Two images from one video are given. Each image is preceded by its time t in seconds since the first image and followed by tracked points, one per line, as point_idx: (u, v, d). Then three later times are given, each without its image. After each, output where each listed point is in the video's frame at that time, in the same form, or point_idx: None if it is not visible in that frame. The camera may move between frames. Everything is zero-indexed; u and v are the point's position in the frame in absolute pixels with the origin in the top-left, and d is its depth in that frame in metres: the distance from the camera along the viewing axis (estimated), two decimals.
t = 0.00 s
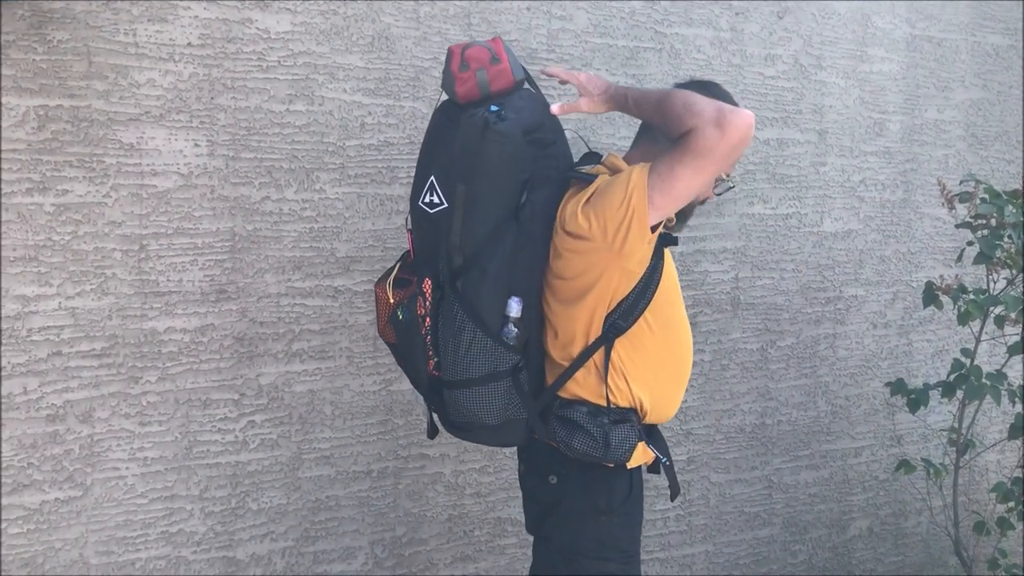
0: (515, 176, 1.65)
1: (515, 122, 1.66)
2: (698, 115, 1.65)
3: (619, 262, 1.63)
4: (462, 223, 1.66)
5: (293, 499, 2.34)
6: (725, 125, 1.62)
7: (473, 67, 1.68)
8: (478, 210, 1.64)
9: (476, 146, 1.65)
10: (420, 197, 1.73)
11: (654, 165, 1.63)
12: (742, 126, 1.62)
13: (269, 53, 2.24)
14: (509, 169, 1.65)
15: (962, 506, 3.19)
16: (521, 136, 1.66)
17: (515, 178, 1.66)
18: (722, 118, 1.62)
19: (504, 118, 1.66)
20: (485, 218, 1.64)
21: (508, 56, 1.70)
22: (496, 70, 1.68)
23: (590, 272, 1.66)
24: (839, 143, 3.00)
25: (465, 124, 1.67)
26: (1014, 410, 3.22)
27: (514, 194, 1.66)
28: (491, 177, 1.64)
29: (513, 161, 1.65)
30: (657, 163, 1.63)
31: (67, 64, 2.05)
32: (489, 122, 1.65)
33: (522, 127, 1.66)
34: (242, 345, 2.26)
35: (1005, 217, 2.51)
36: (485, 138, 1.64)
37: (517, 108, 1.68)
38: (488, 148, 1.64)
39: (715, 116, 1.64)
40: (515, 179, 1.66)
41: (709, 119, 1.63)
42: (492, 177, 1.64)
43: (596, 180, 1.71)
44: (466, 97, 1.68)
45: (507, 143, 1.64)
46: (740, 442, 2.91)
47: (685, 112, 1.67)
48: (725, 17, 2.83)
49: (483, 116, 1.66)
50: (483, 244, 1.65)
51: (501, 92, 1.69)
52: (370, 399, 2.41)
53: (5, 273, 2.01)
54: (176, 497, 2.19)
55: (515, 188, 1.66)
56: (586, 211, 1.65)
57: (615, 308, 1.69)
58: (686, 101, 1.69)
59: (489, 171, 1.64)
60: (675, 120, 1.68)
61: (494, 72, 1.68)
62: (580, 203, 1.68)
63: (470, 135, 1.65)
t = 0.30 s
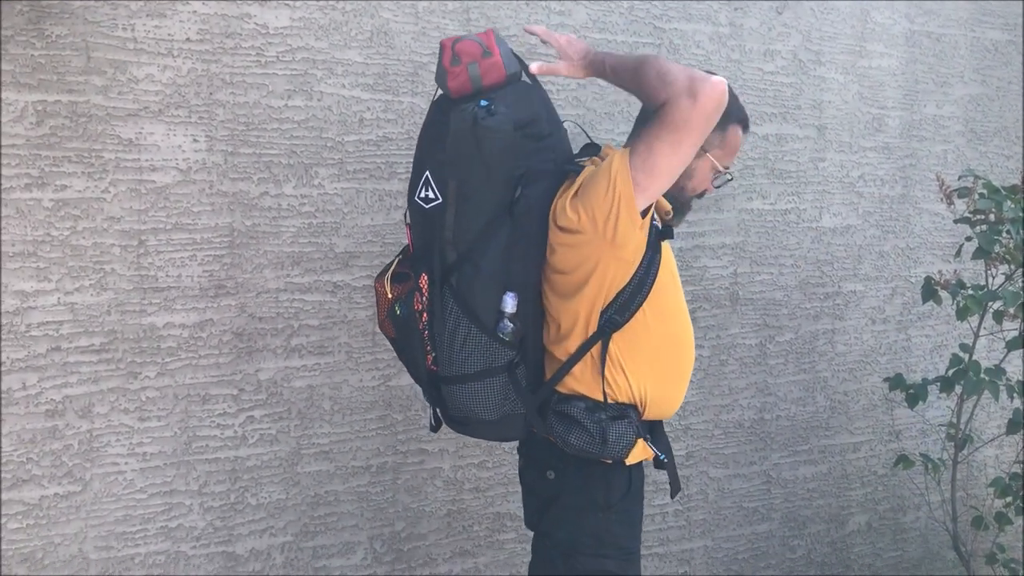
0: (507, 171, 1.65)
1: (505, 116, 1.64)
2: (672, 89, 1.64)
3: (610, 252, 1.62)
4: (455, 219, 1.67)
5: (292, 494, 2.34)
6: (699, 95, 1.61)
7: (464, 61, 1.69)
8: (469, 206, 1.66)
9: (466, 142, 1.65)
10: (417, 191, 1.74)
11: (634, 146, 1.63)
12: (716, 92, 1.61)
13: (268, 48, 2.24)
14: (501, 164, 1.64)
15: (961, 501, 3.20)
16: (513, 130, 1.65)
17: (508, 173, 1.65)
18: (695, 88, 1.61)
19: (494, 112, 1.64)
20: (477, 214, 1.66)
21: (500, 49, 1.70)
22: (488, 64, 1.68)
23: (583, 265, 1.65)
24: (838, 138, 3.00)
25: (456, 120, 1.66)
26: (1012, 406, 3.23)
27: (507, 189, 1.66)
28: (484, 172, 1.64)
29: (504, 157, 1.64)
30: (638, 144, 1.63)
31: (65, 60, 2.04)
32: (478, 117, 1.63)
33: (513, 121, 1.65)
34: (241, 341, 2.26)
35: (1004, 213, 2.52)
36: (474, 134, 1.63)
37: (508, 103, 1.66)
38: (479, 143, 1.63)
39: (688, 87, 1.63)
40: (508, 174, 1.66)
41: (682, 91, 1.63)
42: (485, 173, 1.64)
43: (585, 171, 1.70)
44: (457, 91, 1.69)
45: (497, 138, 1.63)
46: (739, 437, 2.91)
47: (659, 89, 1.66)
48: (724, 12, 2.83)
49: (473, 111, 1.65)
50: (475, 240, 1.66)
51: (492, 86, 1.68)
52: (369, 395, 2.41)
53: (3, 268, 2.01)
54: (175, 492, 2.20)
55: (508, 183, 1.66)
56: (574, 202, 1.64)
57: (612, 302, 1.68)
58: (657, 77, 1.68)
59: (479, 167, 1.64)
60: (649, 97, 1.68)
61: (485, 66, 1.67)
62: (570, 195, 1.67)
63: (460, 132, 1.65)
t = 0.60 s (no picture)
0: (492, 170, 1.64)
1: (485, 116, 1.63)
2: (651, 80, 1.62)
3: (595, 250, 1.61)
4: (440, 219, 1.67)
5: (291, 491, 2.34)
6: (676, 83, 1.58)
7: (447, 62, 1.72)
8: (454, 205, 1.65)
9: (446, 142, 1.63)
10: (407, 193, 1.77)
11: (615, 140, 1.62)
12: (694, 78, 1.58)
13: (266, 46, 2.24)
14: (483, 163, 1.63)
15: (959, 499, 3.20)
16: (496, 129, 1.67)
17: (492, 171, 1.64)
18: (672, 78, 1.60)
19: (474, 112, 1.64)
20: (462, 213, 1.65)
21: (483, 49, 1.72)
22: (471, 64, 1.70)
23: (570, 263, 1.64)
24: (837, 136, 3.00)
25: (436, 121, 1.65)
26: (1011, 404, 3.23)
27: (492, 189, 1.66)
28: (466, 172, 1.62)
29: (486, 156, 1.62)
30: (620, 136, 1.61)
31: (64, 57, 2.04)
32: (457, 117, 1.62)
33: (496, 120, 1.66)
34: (240, 339, 2.26)
35: (1002, 211, 2.51)
36: (454, 134, 1.62)
37: (491, 102, 1.69)
38: (458, 144, 1.61)
39: (668, 76, 1.61)
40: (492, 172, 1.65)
41: (660, 80, 1.61)
42: (467, 173, 1.63)
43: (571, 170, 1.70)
44: (442, 92, 1.72)
45: (478, 137, 1.61)
46: (737, 435, 2.91)
47: (638, 83, 1.65)
48: (723, 10, 2.83)
49: (452, 111, 1.64)
50: (461, 240, 1.65)
51: (476, 86, 1.71)
52: (367, 392, 2.42)
53: (2, 266, 2.01)
54: (173, 490, 2.20)
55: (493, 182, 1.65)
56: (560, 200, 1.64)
57: (601, 301, 1.66)
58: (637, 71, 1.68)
59: (462, 166, 1.62)
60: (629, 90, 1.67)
61: (468, 66, 1.70)
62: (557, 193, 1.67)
63: (441, 132, 1.64)
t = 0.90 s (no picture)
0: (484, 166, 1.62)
1: (479, 112, 1.60)
2: (650, 86, 1.62)
3: (587, 248, 1.62)
4: (431, 215, 1.65)
5: (291, 491, 2.34)
6: (678, 91, 1.58)
7: (443, 57, 1.68)
8: (446, 202, 1.62)
9: (439, 137, 1.59)
10: (402, 188, 1.76)
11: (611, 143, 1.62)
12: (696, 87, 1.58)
13: (266, 45, 2.24)
14: (476, 160, 1.60)
15: (959, 500, 3.20)
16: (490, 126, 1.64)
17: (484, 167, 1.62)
18: (674, 86, 1.59)
19: (468, 108, 1.59)
20: (454, 210, 1.63)
21: (480, 46, 1.69)
22: (468, 61, 1.67)
23: (560, 262, 1.66)
24: (837, 136, 3.00)
25: (428, 116, 1.61)
26: (1010, 404, 3.23)
27: (484, 185, 1.64)
28: (458, 170, 1.59)
29: (479, 153, 1.60)
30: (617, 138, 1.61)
31: (64, 57, 2.04)
32: (449, 112, 1.58)
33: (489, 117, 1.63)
34: (239, 339, 2.25)
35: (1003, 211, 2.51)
36: (447, 130, 1.57)
37: (487, 99, 1.67)
38: (450, 141, 1.58)
39: (669, 84, 1.60)
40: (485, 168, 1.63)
41: (662, 87, 1.60)
42: (458, 170, 1.60)
43: (565, 169, 1.72)
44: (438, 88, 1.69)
45: (470, 134, 1.57)
46: (737, 435, 2.91)
47: (637, 89, 1.64)
48: (723, 10, 2.83)
49: (445, 106, 1.60)
50: (452, 236, 1.64)
51: (472, 83, 1.69)
52: (367, 392, 2.41)
53: (1, 266, 2.01)
54: (173, 490, 2.20)
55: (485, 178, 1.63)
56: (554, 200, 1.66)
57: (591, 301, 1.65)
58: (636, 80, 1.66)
59: (455, 163, 1.59)
60: (627, 96, 1.65)
61: (465, 62, 1.67)
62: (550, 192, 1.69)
63: (433, 127, 1.60)
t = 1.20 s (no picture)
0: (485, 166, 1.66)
1: (485, 109, 1.67)
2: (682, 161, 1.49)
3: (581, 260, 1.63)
4: (432, 211, 1.69)
5: (292, 493, 2.34)
6: (696, 189, 1.46)
7: (453, 57, 1.75)
8: (446, 198, 1.67)
9: (443, 132, 1.68)
10: (404, 185, 1.75)
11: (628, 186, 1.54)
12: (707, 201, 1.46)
13: (267, 47, 2.24)
14: (477, 158, 1.65)
15: (960, 501, 3.20)
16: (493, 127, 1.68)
17: (485, 167, 1.66)
18: (698, 184, 1.46)
19: (475, 105, 1.68)
20: (453, 206, 1.66)
21: (488, 47, 1.75)
22: (476, 61, 1.74)
23: (555, 266, 1.67)
24: (837, 138, 3.00)
25: (437, 112, 1.71)
26: (1011, 406, 3.23)
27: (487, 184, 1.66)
28: (460, 165, 1.65)
29: (481, 150, 1.65)
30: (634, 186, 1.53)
31: (64, 59, 2.04)
32: (456, 108, 1.68)
33: (494, 118, 1.67)
34: (240, 341, 2.25)
35: (1003, 213, 2.51)
36: (454, 125, 1.66)
37: (494, 99, 1.70)
38: (456, 136, 1.66)
39: (697, 175, 1.47)
40: (485, 169, 1.66)
41: (688, 174, 1.47)
42: (461, 166, 1.65)
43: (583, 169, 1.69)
44: (445, 85, 1.76)
45: (472, 130, 1.65)
46: (738, 437, 2.91)
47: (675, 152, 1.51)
48: (723, 12, 2.83)
49: (453, 102, 1.70)
50: (451, 233, 1.67)
51: (480, 83, 1.74)
52: (368, 394, 2.41)
53: (2, 268, 2.01)
54: (174, 492, 2.20)
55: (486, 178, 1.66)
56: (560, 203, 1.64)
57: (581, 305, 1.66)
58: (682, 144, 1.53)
59: (456, 159, 1.65)
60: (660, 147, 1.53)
61: (473, 62, 1.74)
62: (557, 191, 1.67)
63: (439, 123, 1.69)
